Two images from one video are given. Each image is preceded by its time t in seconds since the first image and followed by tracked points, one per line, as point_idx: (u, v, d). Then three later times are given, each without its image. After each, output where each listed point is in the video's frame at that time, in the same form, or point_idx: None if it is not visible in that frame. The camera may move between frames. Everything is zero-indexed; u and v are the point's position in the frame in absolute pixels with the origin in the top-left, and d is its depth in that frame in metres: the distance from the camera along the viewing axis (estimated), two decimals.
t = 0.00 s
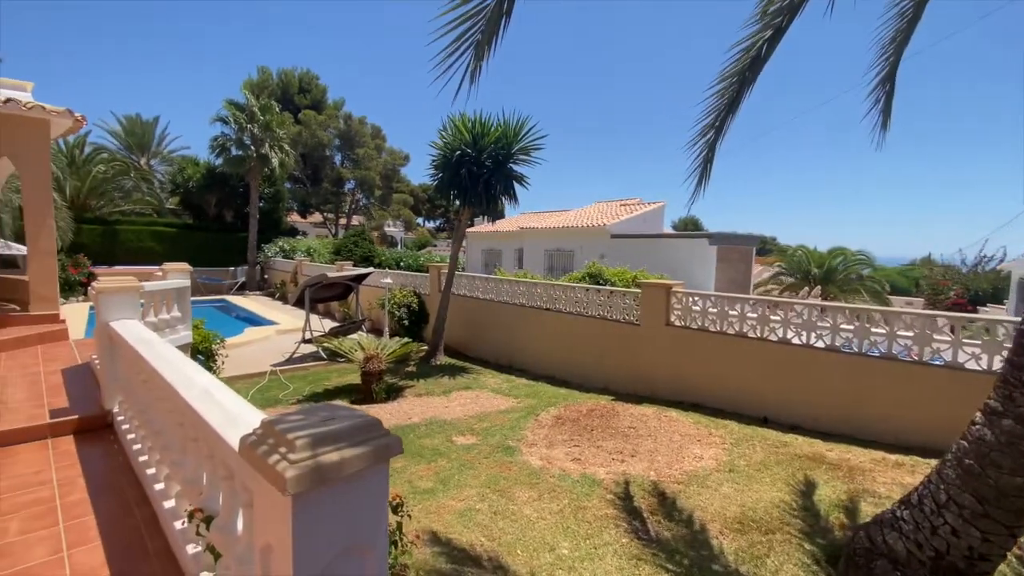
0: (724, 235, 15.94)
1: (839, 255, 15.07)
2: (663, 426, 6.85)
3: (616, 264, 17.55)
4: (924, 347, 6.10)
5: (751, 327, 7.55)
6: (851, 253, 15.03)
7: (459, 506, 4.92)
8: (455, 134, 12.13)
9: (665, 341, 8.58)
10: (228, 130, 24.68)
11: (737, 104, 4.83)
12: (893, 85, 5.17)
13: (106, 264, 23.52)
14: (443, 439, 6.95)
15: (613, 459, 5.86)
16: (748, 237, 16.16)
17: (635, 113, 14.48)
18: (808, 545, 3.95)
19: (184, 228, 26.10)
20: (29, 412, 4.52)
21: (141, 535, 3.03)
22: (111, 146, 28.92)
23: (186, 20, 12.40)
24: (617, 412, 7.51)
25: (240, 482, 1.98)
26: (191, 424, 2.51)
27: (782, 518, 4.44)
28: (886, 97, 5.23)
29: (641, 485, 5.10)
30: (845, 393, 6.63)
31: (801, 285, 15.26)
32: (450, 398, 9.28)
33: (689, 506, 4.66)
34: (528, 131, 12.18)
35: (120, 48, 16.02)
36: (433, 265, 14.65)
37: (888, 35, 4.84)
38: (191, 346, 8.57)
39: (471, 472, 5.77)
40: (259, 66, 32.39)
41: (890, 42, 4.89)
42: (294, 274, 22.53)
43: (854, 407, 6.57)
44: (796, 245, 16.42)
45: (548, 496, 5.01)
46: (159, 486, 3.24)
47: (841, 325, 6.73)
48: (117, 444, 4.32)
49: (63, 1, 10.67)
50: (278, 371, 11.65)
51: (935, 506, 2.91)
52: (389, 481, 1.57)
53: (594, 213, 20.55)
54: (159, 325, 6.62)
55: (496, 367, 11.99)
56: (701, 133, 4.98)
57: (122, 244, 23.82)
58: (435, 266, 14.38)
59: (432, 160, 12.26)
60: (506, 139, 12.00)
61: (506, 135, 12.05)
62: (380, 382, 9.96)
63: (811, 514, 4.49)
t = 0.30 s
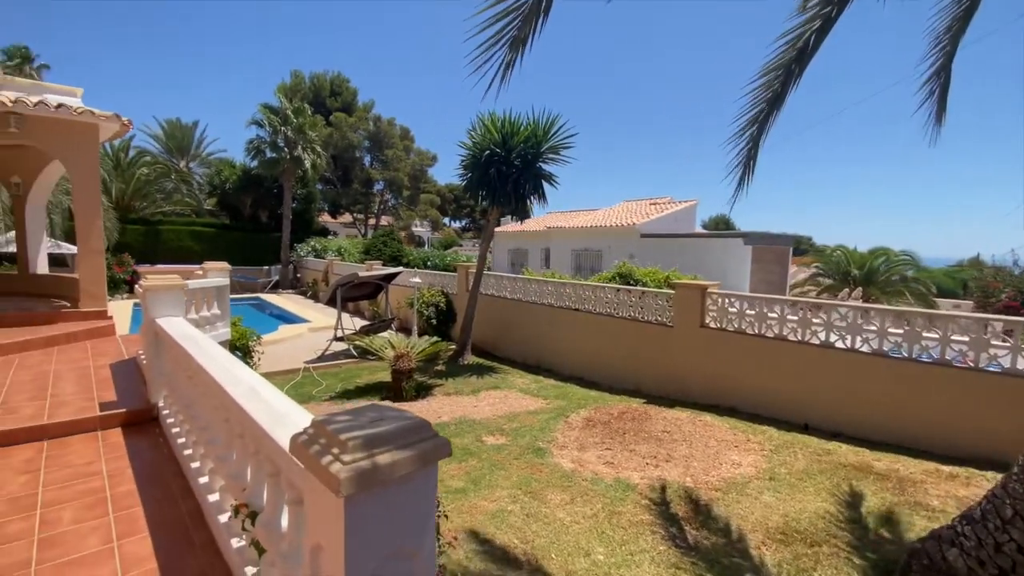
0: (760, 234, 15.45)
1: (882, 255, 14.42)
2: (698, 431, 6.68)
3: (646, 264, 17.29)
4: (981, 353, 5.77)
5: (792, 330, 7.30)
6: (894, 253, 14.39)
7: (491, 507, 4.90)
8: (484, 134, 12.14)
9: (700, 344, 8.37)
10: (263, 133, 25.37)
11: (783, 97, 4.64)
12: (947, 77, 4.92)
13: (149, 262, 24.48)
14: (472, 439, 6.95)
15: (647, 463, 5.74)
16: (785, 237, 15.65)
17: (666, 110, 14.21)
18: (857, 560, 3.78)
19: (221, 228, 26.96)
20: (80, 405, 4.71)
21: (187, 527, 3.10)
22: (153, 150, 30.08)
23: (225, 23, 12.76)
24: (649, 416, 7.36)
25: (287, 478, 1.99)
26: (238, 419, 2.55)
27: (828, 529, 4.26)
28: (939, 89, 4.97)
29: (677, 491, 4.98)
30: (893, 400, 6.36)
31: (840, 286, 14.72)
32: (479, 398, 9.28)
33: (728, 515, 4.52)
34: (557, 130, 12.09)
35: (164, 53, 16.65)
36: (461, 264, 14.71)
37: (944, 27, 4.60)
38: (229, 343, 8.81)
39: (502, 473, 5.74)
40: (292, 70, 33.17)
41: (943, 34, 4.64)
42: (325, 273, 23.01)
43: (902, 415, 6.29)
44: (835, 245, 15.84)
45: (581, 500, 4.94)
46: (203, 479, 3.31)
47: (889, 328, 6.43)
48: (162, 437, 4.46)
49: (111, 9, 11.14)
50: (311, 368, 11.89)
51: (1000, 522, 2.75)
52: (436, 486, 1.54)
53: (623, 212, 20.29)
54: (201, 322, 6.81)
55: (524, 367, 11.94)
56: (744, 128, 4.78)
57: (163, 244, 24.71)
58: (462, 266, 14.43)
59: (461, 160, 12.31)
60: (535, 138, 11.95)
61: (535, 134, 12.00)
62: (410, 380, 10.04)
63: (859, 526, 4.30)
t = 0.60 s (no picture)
0: (798, 234, 14.92)
1: (928, 255, 13.75)
2: (735, 437, 6.47)
3: (677, 264, 16.95)
4: None
5: (835, 333, 7.00)
6: (942, 254, 13.70)
7: (523, 510, 4.84)
8: (513, 134, 12.09)
9: (736, 347, 8.13)
10: (296, 135, 25.97)
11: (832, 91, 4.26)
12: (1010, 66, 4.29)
13: (188, 262, 25.38)
14: (502, 440, 6.92)
15: (682, 470, 5.58)
16: (824, 237, 15.10)
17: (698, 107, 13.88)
18: None
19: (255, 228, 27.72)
20: (127, 399, 4.88)
21: (229, 522, 3.15)
22: (192, 152, 31.11)
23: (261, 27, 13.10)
24: (683, 421, 7.18)
25: (330, 479, 1.98)
26: (279, 418, 2.57)
27: (879, 545, 4.05)
28: (1000, 81, 4.35)
29: (715, 499, 4.82)
30: (947, 409, 6.01)
31: (883, 288, 14.11)
32: (508, 398, 9.23)
33: (770, 526, 4.35)
34: (587, 128, 11.95)
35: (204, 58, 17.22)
36: (489, 264, 14.71)
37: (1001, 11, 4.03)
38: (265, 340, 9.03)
39: (533, 475, 5.68)
40: (324, 73, 33.80)
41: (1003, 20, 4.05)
42: (355, 273, 23.40)
43: (956, 425, 5.95)
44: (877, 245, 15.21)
45: (615, 505, 4.83)
46: (244, 475, 3.36)
47: (942, 333, 6.09)
48: (203, 432, 4.56)
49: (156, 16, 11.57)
50: (342, 366, 12.09)
51: None
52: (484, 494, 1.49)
53: (653, 211, 19.95)
54: (239, 320, 6.99)
55: (552, 368, 11.85)
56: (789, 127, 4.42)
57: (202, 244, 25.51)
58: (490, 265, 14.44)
59: (490, 160, 12.30)
60: (565, 136, 11.83)
61: (565, 133, 11.88)
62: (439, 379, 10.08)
63: (913, 543, 4.07)
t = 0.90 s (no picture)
0: (838, 233, 14.32)
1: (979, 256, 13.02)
2: (775, 444, 6.22)
3: (709, 264, 16.53)
4: None
5: (884, 338, 6.67)
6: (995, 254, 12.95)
7: (555, 514, 4.74)
8: (542, 132, 11.98)
9: (776, 350, 7.83)
10: (327, 137, 26.48)
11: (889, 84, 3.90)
12: None
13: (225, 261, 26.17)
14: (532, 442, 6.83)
15: (720, 478, 5.38)
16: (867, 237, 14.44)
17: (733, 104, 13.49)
18: None
19: (288, 228, 28.39)
20: (168, 395, 4.99)
21: (266, 519, 3.17)
22: (228, 155, 32.08)
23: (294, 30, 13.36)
24: (719, 426, 6.96)
25: (369, 481, 1.93)
26: (316, 417, 2.54)
27: (937, 564, 3.80)
28: None
29: (757, 510, 4.62)
30: (1008, 420, 5.64)
31: (929, 289, 13.44)
32: (536, 399, 9.14)
33: (816, 539, 4.13)
34: (618, 125, 11.74)
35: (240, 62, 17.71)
36: (516, 264, 14.64)
37: None
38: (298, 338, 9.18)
39: (564, 479, 5.57)
40: (354, 76, 34.34)
41: None
42: (384, 272, 23.70)
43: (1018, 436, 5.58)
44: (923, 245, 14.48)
45: (650, 513, 4.68)
46: (281, 472, 3.37)
47: (1002, 339, 5.76)
48: (239, 428, 4.63)
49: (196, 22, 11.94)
50: (371, 364, 12.22)
51: None
52: (530, 505, 1.41)
53: (684, 210, 19.54)
54: (274, 318, 7.11)
55: (581, 369, 11.69)
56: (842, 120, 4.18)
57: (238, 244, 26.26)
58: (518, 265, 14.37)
59: (519, 159, 12.22)
60: (596, 134, 11.66)
61: (595, 130, 11.70)
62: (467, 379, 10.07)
63: (974, 562, 3.80)
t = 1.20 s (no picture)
0: (883, 232, 13.62)
1: None
2: (818, 453, 5.92)
3: (744, 264, 16.05)
4: None
5: (938, 343, 6.28)
6: None
7: (586, 520, 4.61)
8: (572, 130, 11.80)
9: (818, 354, 7.48)
10: (357, 138, 26.91)
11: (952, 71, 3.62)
12: None
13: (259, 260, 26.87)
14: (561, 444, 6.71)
15: (761, 487, 5.14)
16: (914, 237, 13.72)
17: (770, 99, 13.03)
18: None
19: (319, 228, 28.96)
20: (205, 391, 5.07)
21: (298, 518, 3.14)
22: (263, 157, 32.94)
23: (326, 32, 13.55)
24: (757, 433, 6.68)
25: (403, 486, 1.86)
26: (349, 418, 2.49)
27: None
28: None
29: (801, 523, 4.38)
30: None
31: (981, 292, 12.71)
32: (565, 401, 8.99)
33: (866, 556, 3.89)
34: (650, 121, 11.48)
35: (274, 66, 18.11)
36: (545, 264, 14.51)
37: None
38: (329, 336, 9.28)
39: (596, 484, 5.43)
40: (384, 78, 34.77)
41: None
42: (412, 272, 23.92)
43: None
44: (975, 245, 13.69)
45: (687, 523, 4.50)
46: (313, 471, 3.34)
47: None
48: (273, 425, 4.65)
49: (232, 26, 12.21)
50: (399, 362, 12.29)
51: None
52: (578, 520, 1.30)
53: (717, 209, 19.03)
54: (306, 316, 7.18)
55: (610, 371, 11.48)
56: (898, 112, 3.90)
57: (271, 243, 26.92)
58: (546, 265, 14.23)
59: (548, 157, 12.09)
60: (627, 131, 11.43)
61: (627, 127, 11.47)
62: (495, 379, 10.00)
63: None
